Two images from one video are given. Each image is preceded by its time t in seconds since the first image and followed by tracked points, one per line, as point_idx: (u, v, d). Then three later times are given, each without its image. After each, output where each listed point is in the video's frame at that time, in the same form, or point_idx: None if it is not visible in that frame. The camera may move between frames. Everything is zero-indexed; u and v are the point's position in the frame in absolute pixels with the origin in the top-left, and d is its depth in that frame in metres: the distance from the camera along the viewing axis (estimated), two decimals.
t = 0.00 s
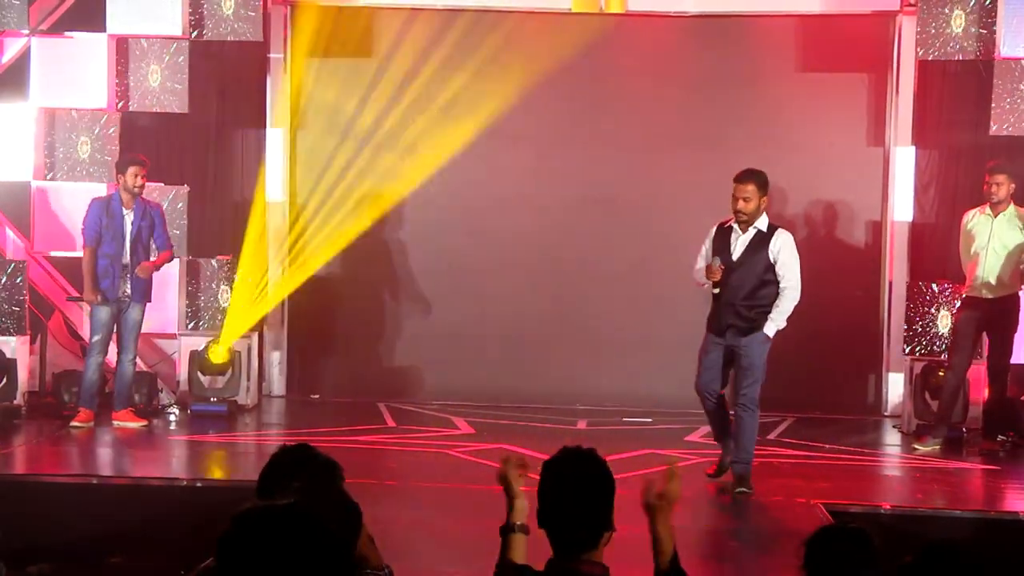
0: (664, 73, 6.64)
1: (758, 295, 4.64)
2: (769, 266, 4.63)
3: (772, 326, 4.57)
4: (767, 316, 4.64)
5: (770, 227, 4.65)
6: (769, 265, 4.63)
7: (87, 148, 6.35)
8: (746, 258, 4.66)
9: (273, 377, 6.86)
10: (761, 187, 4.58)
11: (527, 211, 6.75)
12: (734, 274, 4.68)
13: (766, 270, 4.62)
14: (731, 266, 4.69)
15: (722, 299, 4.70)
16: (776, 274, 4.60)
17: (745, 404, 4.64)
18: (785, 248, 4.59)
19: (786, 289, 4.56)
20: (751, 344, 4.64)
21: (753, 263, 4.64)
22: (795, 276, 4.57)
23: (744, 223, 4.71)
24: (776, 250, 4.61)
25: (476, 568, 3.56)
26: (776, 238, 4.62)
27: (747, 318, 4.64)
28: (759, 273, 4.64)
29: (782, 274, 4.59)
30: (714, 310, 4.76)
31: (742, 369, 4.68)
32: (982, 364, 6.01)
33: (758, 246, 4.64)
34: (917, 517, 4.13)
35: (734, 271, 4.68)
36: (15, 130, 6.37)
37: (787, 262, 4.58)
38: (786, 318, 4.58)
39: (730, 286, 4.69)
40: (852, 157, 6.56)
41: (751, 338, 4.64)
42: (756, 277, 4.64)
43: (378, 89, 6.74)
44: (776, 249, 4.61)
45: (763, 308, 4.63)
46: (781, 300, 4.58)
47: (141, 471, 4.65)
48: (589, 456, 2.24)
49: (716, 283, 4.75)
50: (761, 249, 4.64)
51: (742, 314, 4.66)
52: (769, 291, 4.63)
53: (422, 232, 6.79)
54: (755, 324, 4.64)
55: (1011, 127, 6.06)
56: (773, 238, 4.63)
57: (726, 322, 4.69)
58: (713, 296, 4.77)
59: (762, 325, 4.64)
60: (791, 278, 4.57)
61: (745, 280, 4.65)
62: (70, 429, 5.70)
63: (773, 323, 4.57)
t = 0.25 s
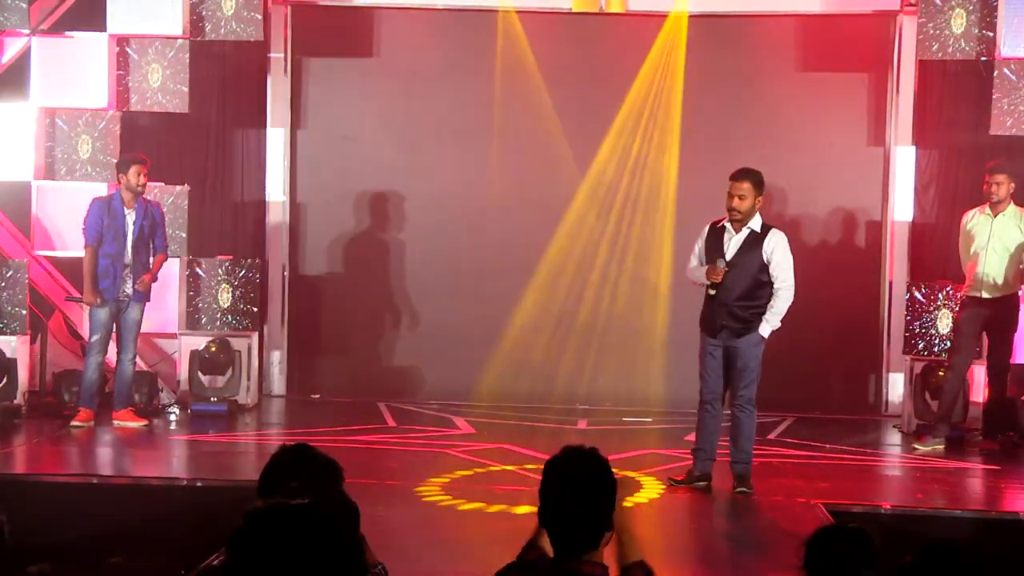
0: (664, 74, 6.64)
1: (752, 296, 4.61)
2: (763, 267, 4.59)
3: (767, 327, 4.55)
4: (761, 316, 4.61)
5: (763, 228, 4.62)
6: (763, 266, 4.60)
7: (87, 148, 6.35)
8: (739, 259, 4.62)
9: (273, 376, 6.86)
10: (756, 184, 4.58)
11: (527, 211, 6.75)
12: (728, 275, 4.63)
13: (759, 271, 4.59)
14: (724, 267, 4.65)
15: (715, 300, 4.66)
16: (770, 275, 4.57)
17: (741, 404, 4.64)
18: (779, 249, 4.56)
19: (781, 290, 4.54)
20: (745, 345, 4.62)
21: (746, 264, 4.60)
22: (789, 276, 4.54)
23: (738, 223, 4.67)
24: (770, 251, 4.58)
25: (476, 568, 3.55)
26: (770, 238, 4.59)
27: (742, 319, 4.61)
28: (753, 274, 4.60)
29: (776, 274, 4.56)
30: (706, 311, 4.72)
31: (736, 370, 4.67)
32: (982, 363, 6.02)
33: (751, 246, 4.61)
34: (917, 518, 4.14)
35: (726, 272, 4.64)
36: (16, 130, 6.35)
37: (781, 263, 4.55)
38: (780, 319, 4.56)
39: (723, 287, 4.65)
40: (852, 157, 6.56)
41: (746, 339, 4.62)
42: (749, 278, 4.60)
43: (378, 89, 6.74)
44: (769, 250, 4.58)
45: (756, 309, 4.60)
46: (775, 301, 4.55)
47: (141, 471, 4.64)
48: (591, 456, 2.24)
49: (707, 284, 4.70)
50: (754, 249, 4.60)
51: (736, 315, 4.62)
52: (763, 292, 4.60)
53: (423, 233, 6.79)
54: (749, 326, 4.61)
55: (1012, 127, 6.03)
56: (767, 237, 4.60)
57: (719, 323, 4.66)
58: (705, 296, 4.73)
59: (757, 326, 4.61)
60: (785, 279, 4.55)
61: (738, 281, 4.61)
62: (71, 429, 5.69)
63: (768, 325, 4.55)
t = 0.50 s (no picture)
0: (664, 73, 6.63)
1: (745, 295, 4.63)
2: (755, 265, 4.63)
3: (762, 323, 4.60)
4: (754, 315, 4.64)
5: (753, 225, 4.66)
6: (754, 264, 4.64)
7: (87, 146, 6.34)
8: (732, 258, 4.63)
9: (273, 376, 6.85)
10: (743, 179, 4.62)
11: (527, 210, 6.75)
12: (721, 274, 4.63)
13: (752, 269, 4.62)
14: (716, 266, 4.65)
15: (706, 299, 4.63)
16: (764, 273, 4.62)
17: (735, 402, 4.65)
18: (772, 247, 4.62)
19: (776, 288, 4.60)
20: (739, 344, 4.64)
21: (740, 263, 4.62)
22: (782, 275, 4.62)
23: (725, 221, 4.69)
24: (763, 249, 4.62)
25: (477, 567, 3.55)
26: (761, 237, 4.64)
27: (737, 319, 4.62)
28: (744, 273, 4.63)
29: (768, 272, 4.62)
30: (695, 310, 4.69)
31: (728, 368, 4.67)
32: (983, 362, 6.02)
33: (743, 244, 4.63)
34: (917, 517, 4.13)
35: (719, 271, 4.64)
36: (16, 131, 6.31)
37: (774, 262, 4.61)
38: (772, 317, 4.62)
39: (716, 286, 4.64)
40: (853, 156, 6.55)
41: (740, 338, 4.64)
42: (743, 276, 4.63)
43: (378, 88, 6.74)
44: (762, 248, 4.62)
45: (750, 307, 4.63)
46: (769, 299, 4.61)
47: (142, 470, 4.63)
48: (590, 454, 2.24)
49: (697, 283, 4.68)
50: (746, 248, 4.63)
51: (729, 314, 4.63)
52: (755, 291, 4.64)
53: (423, 231, 6.79)
54: (743, 325, 4.63)
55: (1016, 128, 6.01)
56: (757, 235, 4.65)
57: (713, 322, 4.64)
58: (693, 296, 4.70)
59: (750, 325, 4.64)
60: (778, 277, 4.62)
61: (732, 280, 4.62)
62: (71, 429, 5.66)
63: (762, 321, 4.60)
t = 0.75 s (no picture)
0: (663, 71, 6.63)
1: (731, 291, 4.65)
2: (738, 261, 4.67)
3: (747, 317, 4.65)
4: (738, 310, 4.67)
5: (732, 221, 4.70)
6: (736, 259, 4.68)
7: (87, 144, 6.37)
8: (718, 254, 4.65)
9: (273, 374, 6.85)
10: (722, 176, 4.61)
11: (527, 208, 6.75)
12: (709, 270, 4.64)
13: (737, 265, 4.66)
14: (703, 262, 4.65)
15: (694, 296, 4.63)
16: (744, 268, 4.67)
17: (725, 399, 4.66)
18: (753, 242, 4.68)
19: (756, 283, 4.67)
20: (727, 339, 4.65)
21: (726, 258, 4.64)
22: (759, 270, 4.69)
23: (706, 217, 4.70)
24: (744, 243, 4.67)
25: (477, 566, 3.55)
26: (742, 233, 4.68)
27: (724, 314, 4.64)
28: (728, 268, 4.66)
29: (747, 267, 4.68)
30: (681, 308, 4.67)
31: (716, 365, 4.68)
32: (983, 359, 6.03)
33: (726, 240, 4.66)
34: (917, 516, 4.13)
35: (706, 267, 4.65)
36: (16, 130, 6.34)
37: (753, 257, 4.68)
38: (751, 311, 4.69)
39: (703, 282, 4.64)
40: (853, 154, 6.55)
41: (728, 334, 4.65)
42: (728, 272, 4.65)
43: (378, 86, 6.74)
44: (743, 242, 4.67)
45: (736, 303, 4.66)
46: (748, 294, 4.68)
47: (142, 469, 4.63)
48: (587, 451, 2.24)
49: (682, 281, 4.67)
50: (728, 243, 4.66)
51: (716, 310, 4.64)
52: (737, 286, 4.68)
53: (423, 230, 6.79)
54: (730, 320, 4.65)
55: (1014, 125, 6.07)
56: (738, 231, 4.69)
57: (701, 319, 4.64)
58: (678, 294, 4.67)
59: (737, 320, 4.66)
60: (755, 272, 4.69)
61: (719, 275, 4.64)
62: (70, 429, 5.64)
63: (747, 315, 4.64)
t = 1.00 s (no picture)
0: (662, 71, 6.63)
1: (719, 290, 4.66)
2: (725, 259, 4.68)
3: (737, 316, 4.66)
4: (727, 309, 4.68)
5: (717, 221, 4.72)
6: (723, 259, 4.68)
7: (86, 144, 6.34)
8: (706, 253, 4.65)
9: (273, 374, 6.84)
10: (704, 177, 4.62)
11: (526, 208, 6.75)
12: (697, 270, 4.64)
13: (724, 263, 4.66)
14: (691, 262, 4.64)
15: (684, 297, 4.63)
16: (731, 267, 4.68)
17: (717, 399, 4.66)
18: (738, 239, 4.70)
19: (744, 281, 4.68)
20: (718, 339, 4.66)
21: (714, 257, 4.65)
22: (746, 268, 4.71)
23: (691, 218, 4.71)
24: (730, 242, 4.69)
25: (477, 566, 3.55)
26: (727, 231, 4.70)
27: (714, 314, 4.65)
28: (715, 268, 4.66)
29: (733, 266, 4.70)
30: (670, 309, 4.66)
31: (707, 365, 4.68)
32: (982, 359, 6.03)
33: (712, 239, 4.67)
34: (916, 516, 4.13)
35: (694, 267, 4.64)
36: (14, 129, 6.37)
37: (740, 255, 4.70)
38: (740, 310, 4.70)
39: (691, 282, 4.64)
40: (852, 154, 6.55)
41: (719, 333, 4.66)
42: (716, 271, 4.66)
43: (377, 86, 6.74)
44: (729, 241, 4.69)
45: (724, 302, 4.67)
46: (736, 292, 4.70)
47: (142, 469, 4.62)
48: (583, 451, 2.24)
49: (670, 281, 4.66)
50: (715, 243, 4.67)
51: (706, 311, 4.65)
52: (725, 285, 4.69)
53: (423, 229, 6.79)
54: (720, 319, 4.66)
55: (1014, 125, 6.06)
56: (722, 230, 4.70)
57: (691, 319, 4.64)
58: (667, 295, 4.66)
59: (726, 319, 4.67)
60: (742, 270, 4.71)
61: (708, 274, 4.64)
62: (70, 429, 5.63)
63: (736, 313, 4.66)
